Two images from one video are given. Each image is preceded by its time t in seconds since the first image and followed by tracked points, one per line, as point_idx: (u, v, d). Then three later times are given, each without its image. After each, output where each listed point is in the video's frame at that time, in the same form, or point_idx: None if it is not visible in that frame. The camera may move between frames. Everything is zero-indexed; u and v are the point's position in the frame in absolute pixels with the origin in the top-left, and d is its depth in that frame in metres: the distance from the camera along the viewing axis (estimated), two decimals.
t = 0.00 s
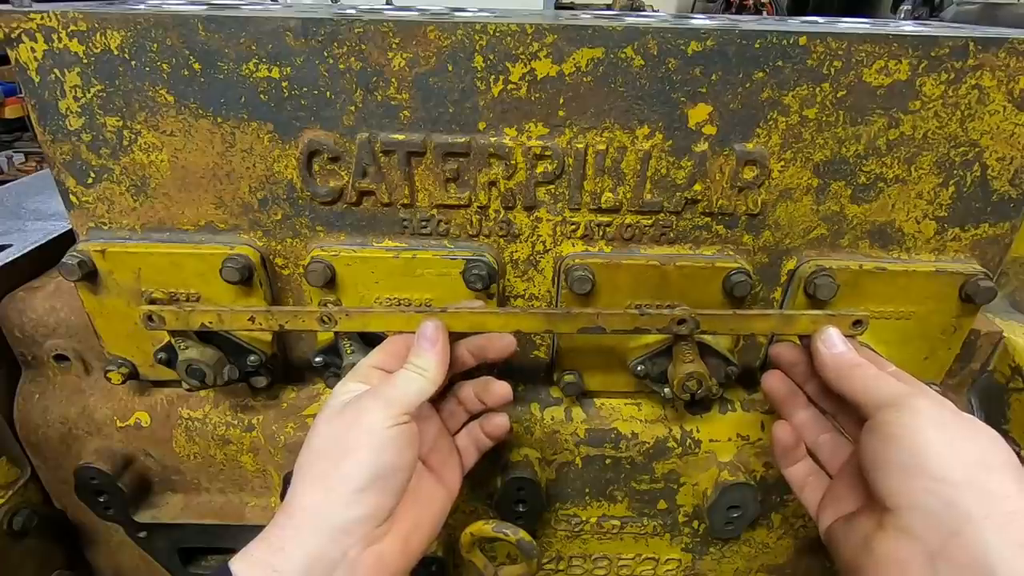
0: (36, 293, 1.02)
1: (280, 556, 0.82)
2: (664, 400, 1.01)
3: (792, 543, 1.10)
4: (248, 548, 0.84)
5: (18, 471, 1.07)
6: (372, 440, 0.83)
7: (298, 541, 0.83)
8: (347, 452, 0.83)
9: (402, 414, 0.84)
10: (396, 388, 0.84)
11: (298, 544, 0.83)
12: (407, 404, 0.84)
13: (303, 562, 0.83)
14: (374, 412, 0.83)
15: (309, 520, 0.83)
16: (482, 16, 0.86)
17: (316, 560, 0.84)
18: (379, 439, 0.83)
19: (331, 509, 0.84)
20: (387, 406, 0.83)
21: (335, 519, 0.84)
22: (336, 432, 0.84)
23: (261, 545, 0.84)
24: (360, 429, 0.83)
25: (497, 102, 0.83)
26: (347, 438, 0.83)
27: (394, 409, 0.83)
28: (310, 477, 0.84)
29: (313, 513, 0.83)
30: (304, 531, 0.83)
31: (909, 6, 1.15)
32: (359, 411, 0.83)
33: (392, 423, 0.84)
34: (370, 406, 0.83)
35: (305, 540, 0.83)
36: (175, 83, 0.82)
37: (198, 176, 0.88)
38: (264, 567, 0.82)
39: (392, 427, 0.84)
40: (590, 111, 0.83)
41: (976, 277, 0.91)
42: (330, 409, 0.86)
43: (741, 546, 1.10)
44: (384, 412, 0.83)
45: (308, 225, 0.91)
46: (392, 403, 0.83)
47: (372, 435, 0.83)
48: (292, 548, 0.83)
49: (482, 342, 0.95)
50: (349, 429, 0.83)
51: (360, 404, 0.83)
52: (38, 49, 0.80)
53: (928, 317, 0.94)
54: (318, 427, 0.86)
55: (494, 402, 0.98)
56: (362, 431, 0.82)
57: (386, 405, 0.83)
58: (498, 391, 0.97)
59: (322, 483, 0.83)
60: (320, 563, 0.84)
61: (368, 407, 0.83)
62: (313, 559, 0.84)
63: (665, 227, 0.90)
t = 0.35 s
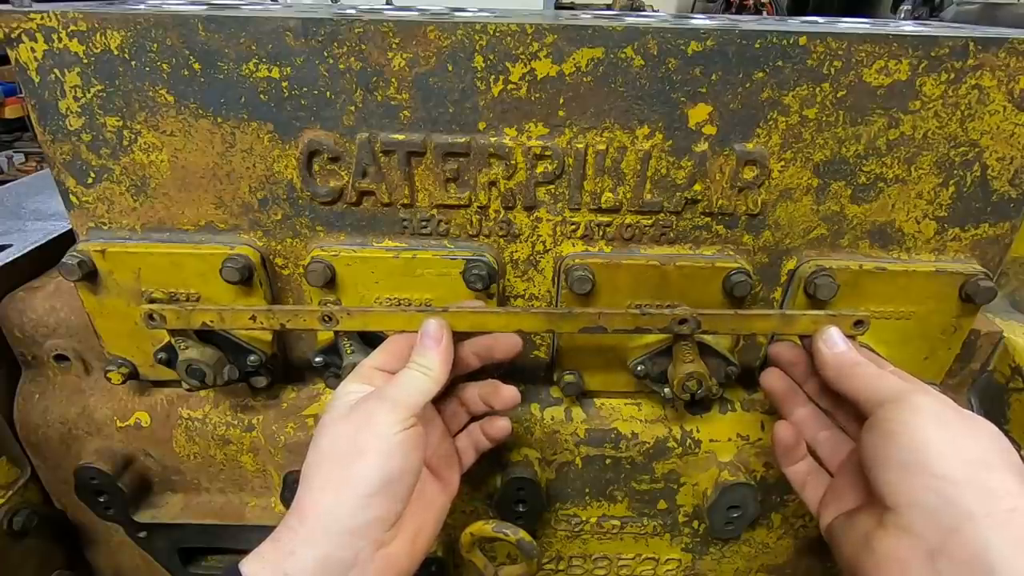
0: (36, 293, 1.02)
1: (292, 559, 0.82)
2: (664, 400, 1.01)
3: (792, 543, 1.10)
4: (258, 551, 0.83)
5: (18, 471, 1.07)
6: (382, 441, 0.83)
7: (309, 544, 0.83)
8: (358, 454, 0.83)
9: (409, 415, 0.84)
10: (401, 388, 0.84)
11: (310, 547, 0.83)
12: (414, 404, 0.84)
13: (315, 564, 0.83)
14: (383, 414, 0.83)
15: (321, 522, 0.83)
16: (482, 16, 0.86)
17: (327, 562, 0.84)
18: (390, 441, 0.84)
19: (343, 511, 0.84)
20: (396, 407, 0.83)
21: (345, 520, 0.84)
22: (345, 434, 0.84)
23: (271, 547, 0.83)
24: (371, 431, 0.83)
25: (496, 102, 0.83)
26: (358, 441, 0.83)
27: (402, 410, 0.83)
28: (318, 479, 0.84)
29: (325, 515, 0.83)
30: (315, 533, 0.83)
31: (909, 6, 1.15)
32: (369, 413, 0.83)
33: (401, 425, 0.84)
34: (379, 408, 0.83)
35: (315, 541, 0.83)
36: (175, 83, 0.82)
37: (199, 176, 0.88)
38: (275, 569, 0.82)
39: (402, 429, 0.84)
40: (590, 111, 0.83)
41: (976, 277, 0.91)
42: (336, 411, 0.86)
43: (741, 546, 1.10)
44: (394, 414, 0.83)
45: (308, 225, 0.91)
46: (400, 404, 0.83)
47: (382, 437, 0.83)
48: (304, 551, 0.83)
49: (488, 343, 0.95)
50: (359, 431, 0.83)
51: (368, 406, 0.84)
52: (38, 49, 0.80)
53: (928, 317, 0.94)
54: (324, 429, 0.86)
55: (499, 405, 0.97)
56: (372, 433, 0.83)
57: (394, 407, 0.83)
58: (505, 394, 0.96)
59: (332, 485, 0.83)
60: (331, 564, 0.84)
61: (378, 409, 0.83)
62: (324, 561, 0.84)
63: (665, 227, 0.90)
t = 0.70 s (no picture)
0: (35, 293, 1.02)
1: (303, 558, 0.82)
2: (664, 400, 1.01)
3: (792, 543, 1.10)
4: (267, 552, 0.83)
5: (18, 471, 1.08)
6: (390, 438, 0.83)
7: (320, 543, 0.82)
8: (367, 452, 0.83)
9: (416, 410, 0.84)
10: (407, 383, 0.84)
11: (321, 545, 0.82)
12: (419, 399, 0.85)
13: (326, 563, 0.83)
14: (390, 410, 0.83)
15: (330, 521, 0.83)
16: (482, 16, 0.86)
17: (339, 560, 0.84)
18: (397, 438, 0.84)
19: (351, 509, 0.84)
20: (401, 404, 0.83)
21: (354, 518, 0.84)
22: (350, 432, 0.83)
23: (281, 547, 0.82)
24: (378, 428, 0.83)
25: (497, 102, 0.83)
26: (365, 439, 0.83)
27: (409, 406, 0.84)
28: (325, 478, 0.84)
29: (333, 514, 0.83)
30: (325, 532, 0.83)
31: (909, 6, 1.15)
32: (374, 410, 0.83)
33: (407, 421, 0.84)
34: (384, 406, 0.83)
35: (326, 540, 0.83)
36: (175, 83, 0.82)
37: (199, 176, 0.88)
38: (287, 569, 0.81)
39: (409, 425, 0.84)
40: (590, 111, 0.83)
41: (976, 277, 0.91)
42: (336, 408, 0.86)
43: (741, 546, 1.10)
44: (401, 410, 0.83)
45: (308, 225, 0.91)
46: (407, 400, 0.84)
47: (390, 434, 0.83)
48: (316, 549, 0.82)
49: (488, 340, 0.95)
50: (366, 429, 0.83)
51: (371, 404, 0.84)
52: (37, 49, 0.80)
53: (928, 317, 0.94)
54: (327, 429, 0.86)
55: (508, 383, 0.98)
56: (380, 432, 0.83)
57: (400, 403, 0.83)
58: (515, 372, 0.97)
59: (339, 484, 0.83)
60: (343, 563, 0.84)
61: (384, 407, 0.83)
62: (336, 559, 0.83)
63: (665, 227, 0.90)
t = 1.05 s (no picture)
0: (35, 293, 1.02)
1: (312, 556, 0.82)
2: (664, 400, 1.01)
3: (792, 543, 1.10)
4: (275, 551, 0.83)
5: (18, 471, 1.08)
6: (394, 435, 0.83)
7: (329, 541, 0.83)
8: (372, 450, 0.83)
9: (419, 407, 0.84)
10: (409, 381, 0.84)
11: (330, 544, 0.83)
12: (422, 395, 0.84)
13: (336, 561, 0.83)
14: (394, 407, 0.83)
15: (338, 519, 0.83)
16: (482, 16, 0.86)
17: (348, 559, 0.84)
18: (402, 435, 0.84)
19: (358, 507, 0.83)
20: (403, 402, 0.83)
21: (361, 516, 0.84)
22: (355, 431, 0.83)
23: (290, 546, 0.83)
24: (383, 426, 0.83)
25: (497, 102, 0.83)
26: (370, 437, 0.83)
27: (412, 403, 0.84)
28: (330, 476, 0.83)
29: (340, 512, 0.83)
30: (333, 531, 0.83)
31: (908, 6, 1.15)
32: (377, 408, 0.83)
33: (411, 418, 0.84)
34: (386, 404, 0.83)
35: (334, 539, 0.83)
36: (175, 83, 0.82)
37: (198, 176, 0.88)
38: (297, 567, 0.82)
39: (414, 421, 0.84)
40: (590, 111, 0.83)
41: (976, 277, 0.91)
42: (339, 408, 0.86)
43: (741, 546, 1.10)
44: (404, 407, 0.83)
45: (308, 225, 0.91)
46: (410, 397, 0.83)
47: (394, 431, 0.83)
48: (325, 548, 0.82)
49: (488, 338, 0.95)
50: (370, 427, 0.83)
51: (374, 402, 0.84)
52: (38, 49, 0.80)
53: (928, 317, 0.94)
54: (331, 428, 0.86)
55: (510, 380, 0.99)
56: (384, 430, 0.83)
57: (403, 400, 0.83)
58: (516, 368, 0.98)
59: (345, 482, 0.83)
60: (352, 561, 0.84)
61: (388, 404, 0.83)
62: (345, 558, 0.84)
63: (665, 227, 0.90)
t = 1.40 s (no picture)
0: (35, 293, 1.02)
1: (314, 556, 0.81)
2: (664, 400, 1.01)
3: (792, 543, 1.10)
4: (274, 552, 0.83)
5: (18, 471, 1.08)
6: (396, 435, 0.83)
7: (330, 542, 0.82)
8: (373, 450, 0.83)
9: (420, 407, 0.84)
10: (410, 381, 0.84)
11: (331, 545, 0.82)
12: (423, 395, 0.84)
13: (337, 562, 0.82)
14: (395, 407, 0.83)
15: (339, 519, 0.82)
16: (482, 16, 0.86)
17: (349, 559, 0.83)
18: (403, 435, 0.84)
19: (360, 507, 0.83)
20: (404, 402, 0.83)
21: (363, 516, 0.84)
22: (356, 430, 0.83)
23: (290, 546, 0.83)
24: (384, 426, 0.83)
25: (497, 102, 0.83)
26: (371, 437, 0.83)
27: (414, 403, 0.84)
28: (331, 476, 0.83)
29: (341, 513, 0.83)
30: (334, 531, 0.82)
31: (909, 6, 1.15)
32: (379, 408, 0.83)
33: (412, 418, 0.84)
34: (387, 404, 0.83)
35: (336, 539, 0.82)
36: (175, 83, 0.82)
37: (199, 176, 0.88)
38: (299, 568, 0.81)
39: (415, 422, 0.84)
40: (590, 111, 0.83)
41: (976, 277, 0.91)
42: (339, 408, 0.86)
43: (741, 546, 1.10)
44: (405, 406, 0.83)
45: (308, 225, 0.91)
46: (411, 397, 0.83)
47: (396, 431, 0.83)
48: (326, 548, 0.82)
49: (488, 338, 0.95)
50: (372, 427, 0.83)
51: (375, 402, 0.84)
52: (38, 49, 0.80)
53: (928, 317, 0.94)
54: (331, 429, 0.86)
55: (510, 379, 0.99)
56: (384, 430, 0.83)
57: (405, 400, 0.83)
58: (516, 367, 0.98)
59: (347, 482, 0.83)
60: (353, 562, 0.84)
61: (389, 404, 0.83)
62: (346, 559, 0.83)
63: (665, 227, 0.90)
